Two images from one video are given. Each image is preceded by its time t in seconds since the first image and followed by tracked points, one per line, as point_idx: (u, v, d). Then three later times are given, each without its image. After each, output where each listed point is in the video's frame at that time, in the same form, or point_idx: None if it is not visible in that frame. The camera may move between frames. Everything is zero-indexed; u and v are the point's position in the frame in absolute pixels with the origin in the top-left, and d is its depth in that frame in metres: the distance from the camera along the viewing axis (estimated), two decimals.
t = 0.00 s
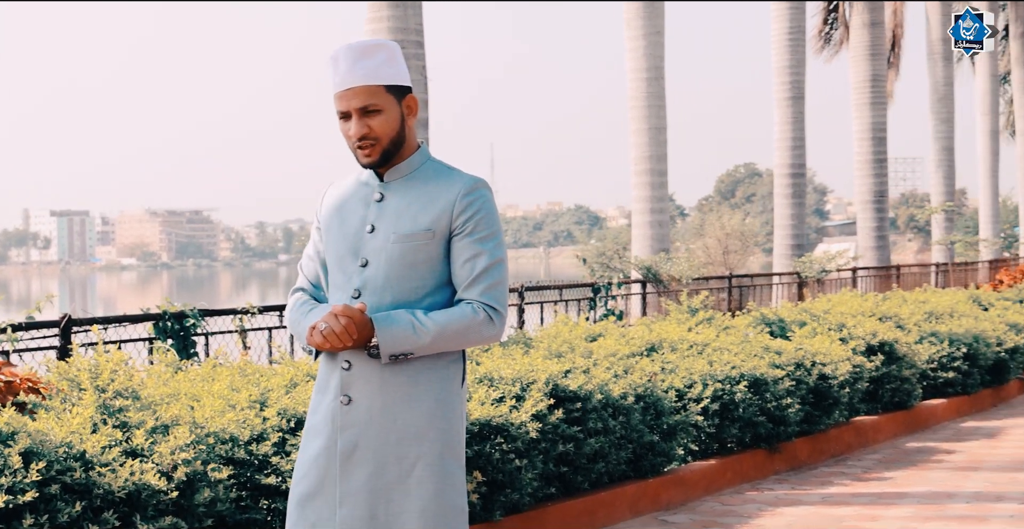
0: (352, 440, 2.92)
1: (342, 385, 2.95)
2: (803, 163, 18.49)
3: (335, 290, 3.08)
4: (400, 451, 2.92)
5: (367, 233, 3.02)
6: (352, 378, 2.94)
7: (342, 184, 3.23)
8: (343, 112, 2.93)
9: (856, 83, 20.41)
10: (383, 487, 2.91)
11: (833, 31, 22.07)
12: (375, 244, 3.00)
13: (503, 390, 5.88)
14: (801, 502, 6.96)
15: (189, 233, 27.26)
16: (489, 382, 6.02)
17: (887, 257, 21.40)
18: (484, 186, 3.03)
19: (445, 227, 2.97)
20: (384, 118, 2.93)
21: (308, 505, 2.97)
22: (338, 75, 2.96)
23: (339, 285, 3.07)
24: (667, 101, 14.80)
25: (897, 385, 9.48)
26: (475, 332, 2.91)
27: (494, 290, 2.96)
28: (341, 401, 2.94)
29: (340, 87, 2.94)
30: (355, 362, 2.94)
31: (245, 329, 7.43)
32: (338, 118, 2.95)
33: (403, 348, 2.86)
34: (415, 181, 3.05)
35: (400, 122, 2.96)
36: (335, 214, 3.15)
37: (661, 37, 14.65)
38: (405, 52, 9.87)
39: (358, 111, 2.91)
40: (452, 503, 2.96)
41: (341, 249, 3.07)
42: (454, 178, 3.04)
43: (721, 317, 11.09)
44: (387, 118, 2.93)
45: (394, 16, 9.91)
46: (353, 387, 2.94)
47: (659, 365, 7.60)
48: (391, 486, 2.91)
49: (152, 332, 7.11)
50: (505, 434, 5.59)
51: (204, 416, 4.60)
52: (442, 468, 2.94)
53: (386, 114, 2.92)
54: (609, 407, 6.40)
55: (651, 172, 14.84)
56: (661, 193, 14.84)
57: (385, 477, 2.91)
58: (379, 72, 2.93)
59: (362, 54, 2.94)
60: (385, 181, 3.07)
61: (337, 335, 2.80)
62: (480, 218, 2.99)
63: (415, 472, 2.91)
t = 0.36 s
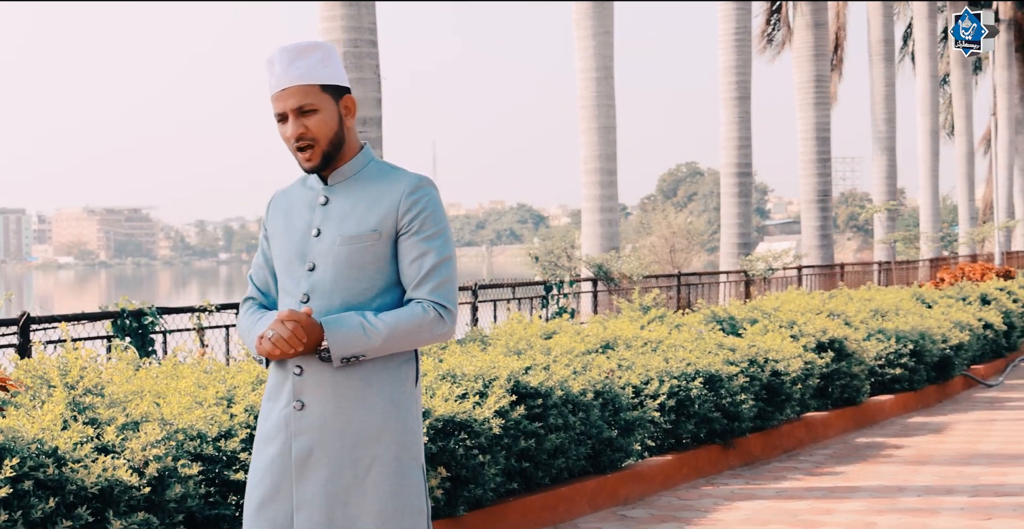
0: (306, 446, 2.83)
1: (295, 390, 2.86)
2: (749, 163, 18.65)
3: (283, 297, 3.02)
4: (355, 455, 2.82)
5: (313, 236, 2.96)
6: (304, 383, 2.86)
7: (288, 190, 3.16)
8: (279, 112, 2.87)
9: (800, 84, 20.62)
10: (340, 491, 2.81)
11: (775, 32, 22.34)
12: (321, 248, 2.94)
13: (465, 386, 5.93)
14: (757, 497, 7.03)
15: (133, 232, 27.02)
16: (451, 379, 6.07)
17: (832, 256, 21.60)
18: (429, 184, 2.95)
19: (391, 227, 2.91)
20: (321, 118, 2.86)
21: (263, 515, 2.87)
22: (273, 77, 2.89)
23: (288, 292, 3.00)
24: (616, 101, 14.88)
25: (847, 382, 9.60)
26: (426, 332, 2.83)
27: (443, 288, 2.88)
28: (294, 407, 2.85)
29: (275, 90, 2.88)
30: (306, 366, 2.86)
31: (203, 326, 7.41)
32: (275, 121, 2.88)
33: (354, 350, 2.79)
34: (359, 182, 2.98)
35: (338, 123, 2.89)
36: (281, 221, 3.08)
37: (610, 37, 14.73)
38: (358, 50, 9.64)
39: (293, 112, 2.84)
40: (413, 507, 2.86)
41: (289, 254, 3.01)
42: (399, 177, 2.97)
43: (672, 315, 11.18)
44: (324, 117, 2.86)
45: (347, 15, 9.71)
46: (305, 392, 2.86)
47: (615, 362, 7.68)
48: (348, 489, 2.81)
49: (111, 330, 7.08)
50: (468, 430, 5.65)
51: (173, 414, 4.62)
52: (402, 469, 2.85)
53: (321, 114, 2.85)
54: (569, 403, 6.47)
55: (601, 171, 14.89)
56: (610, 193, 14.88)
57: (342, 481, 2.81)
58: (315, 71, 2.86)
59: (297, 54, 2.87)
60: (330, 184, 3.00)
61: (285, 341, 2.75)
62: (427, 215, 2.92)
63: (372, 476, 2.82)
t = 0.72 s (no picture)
0: (269, 440, 2.85)
1: (254, 383, 2.88)
2: (718, 162, 18.76)
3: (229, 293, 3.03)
4: (317, 445, 2.87)
5: (259, 229, 2.97)
6: (264, 376, 2.88)
7: (221, 188, 3.16)
8: (211, 103, 2.87)
9: (767, 83, 20.76)
10: (305, 481, 2.86)
11: (742, 31, 22.50)
12: (270, 240, 2.95)
13: (450, 381, 5.99)
14: (735, 491, 7.13)
15: (91, 228, 26.76)
16: (436, 374, 6.12)
17: (798, 254, 21.73)
18: (371, 169, 3.00)
19: (340, 215, 2.94)
20: (251, 106, 2.87)
21: (227, 511, 2.88)
22: (202, 68, 2.90)
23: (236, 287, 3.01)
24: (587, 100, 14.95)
25: (820, 378, 9.71)
26: (389, 311, 2.88)
27: (395, 272, 2.93)
28: (254, 401, 2.87)
29: (204, 80, 2.89)
30: (265, 360, 2.88)
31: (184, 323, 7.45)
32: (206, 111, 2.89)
33: (322, 321, 2.78)
34: (301, 173, 3.00)
35: (268, 111, 2.89)
36: (221, 216, 3.08)
37: (580, 37, 14.80)
38: (332, 48, 9.60)
39: (223, 102, 2.85)
40: (371, 492, 2.93)
41: (235, 249, 3.02)
42: (340, 165, 3.00)
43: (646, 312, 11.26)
44: (256, 105, 2.87)
45: (322, 14, 9.65)
46: (265, 384, 2.88)
47: (594, 358, 7.75)
48: (313, 479, 2.86)
49: (93, 327, 7.07)
50: (454, 425, 5.71)
51: (164, 408, 4.64)
52: (362, 456, 2.92)
53: (252, 101, 2.86)
54: (550, 399, 6.54)
55: (572, 170, 14.96)
56: (581, 190, 14.99)
57: (306, 472, 2.86)
58: (244, 57, 2.87)
59: (223, 45, 2.88)
60: (270, 175, 3.01)
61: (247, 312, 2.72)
62: (374, 201, 2.96)
63: (335, 465, 2.88)
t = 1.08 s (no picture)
0: (264, 436, 2.86)
1: (245, 382, 2.90)
2: (703, 161, 18.87)
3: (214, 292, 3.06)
4: (310, 441, 2.88)
5: (245, 228, 3.01)
6: (255, 373, 2.90)
7: (202, 190, 3.19)
8: (190, 110, 2.91)
9: (751, 82, 20.90)
10: (301, 476, 2.86)
11: (726, 30, 22.66)
12: (257, 239, 2.99)
13: (453, 378, 6.07)
14: (730, 487, 7.22)
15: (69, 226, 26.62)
16: (439, 371, 6.20)
17: (782, 253, 21.84)
18: (351, 167, 3.05)
19: (325, 212, 2.99)
20: (230, 111, 2.91)
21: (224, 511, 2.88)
22: (178, 77, 2.94)
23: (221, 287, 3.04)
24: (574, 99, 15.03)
25: (810, 375, 9.83)
26: (375, 307, 2.88)
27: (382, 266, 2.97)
28: (246, 399, 2.88)
29: (181, 89, 2.92)
30: (256, 357, 2.90)
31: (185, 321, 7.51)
32: (185, 120, 2.93)
33: (321, 306, 2.77)
34: (283, 172, 3.05)
35: (248, 113, 2.94)
36: (203, 219, 3.12)
37: (568, 37, 14.89)
38: (325, 49, 9.67)
39: (203, 108, 2.89)
40: (360, 488, 2.94)
41: (220, 250, 3.05)
42: (322, 166, 3.05)
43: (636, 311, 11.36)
44: (234, 110, 2.91)
45: (315, 14, 9.70)
46: (257, 381, 2.89)
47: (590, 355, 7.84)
48: (309, 473, 2.86)
49: (95, 324, 7.11)
50: (457, 421, 5.80)
51: (178, 402, 4.65)
52: (351, 452, 2.93)
53: (231, 107, 2.90)
54: (550, 396, 6.63)
55: (560, 169, 15.04)
56: (568, 189, 15.08)
57: (302, 467, 2.86)
58: (219, 64, 2.92)
59: (196, 52, 2.92)
60: (252, 176, 3.06)
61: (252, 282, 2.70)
62: (357, 198, 3.01)
63: (328, 459, 2.89)
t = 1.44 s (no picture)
0: (280, 439, 2.95)
1: (261, 385, 2.98)
2: (693, 161, 18.94)
3: (226, 296, 3.13)
4: (325, 442, 2.96)
5: (258, 234, 3.07)
6: (270, 377, 2.98)
7: (212, 193, 3.25)
8: (205, 111, 2.97)
9: (740, 82, 20.99)
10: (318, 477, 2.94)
11: (717, 31, 22.79)
12: (271, 244, 3.06)
13: (460, 378, 6.15)
14: (731, 485, 7.31)
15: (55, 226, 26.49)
16: (447, 371, 6.28)
17: (771, 252, 21.91)
18: (361, 172, 3.12)
19: (337, 218, 3.06)
20: (244, 115, 2.97)
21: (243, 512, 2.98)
22: (192, 78, 3.00)
23: (235, 291, 3.11)
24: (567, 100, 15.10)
25: (806, 375, 9.92)
26: (387, 313, 2.99)
27: (391, 273, 3.05)
28: (262, 402, 2.97)
29: (196, 91, 2.98)
30: (271, 362, 2.98)
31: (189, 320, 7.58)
32: (199, 120, 2.99)
33: (338, 315, 2.87)
34: (296, 179, 3.12)
35: (261, 117, 3.00)
36: (216, 222, 3.18)
37: (561, 38, 14.96)
38: (323, 51, 9.72)
39: (218, 111, 2.95)
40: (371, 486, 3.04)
41: (233, 255, 3.12)
42: (333, 171, 3.12)
43: (631, 310, 11.45)
44: (248, 114, 2.98)
45: (313, 16, 9.77)
46: (272, 386, 2.98)
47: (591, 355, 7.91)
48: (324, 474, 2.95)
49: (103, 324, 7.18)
50: (465, 420, 5.87)
51: (195, 402, 4.70)
52: (360, 452, 3.02)
53: (245, 110, 2.97)
54: (554, 395, 6.71)
55: (553, 169, 15.09)
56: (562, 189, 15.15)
57: (318, 468, 2.94)
58: (234, 68, 2.98)
59: (213, 55, 2.98)
60: (264, 181, 3.12)
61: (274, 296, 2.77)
62: (368, 205, 3.08)
63: (340, 460, 2.97)
